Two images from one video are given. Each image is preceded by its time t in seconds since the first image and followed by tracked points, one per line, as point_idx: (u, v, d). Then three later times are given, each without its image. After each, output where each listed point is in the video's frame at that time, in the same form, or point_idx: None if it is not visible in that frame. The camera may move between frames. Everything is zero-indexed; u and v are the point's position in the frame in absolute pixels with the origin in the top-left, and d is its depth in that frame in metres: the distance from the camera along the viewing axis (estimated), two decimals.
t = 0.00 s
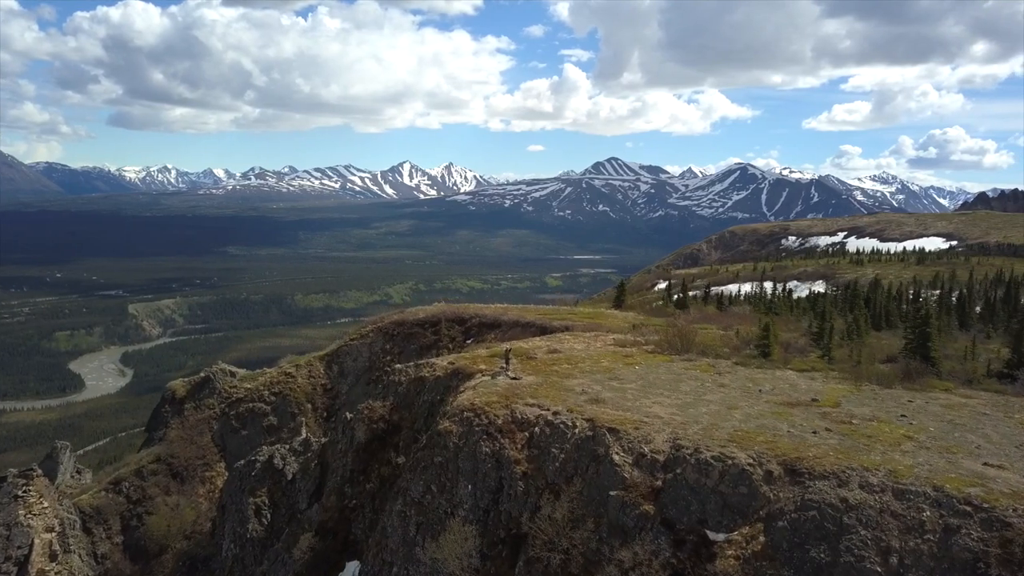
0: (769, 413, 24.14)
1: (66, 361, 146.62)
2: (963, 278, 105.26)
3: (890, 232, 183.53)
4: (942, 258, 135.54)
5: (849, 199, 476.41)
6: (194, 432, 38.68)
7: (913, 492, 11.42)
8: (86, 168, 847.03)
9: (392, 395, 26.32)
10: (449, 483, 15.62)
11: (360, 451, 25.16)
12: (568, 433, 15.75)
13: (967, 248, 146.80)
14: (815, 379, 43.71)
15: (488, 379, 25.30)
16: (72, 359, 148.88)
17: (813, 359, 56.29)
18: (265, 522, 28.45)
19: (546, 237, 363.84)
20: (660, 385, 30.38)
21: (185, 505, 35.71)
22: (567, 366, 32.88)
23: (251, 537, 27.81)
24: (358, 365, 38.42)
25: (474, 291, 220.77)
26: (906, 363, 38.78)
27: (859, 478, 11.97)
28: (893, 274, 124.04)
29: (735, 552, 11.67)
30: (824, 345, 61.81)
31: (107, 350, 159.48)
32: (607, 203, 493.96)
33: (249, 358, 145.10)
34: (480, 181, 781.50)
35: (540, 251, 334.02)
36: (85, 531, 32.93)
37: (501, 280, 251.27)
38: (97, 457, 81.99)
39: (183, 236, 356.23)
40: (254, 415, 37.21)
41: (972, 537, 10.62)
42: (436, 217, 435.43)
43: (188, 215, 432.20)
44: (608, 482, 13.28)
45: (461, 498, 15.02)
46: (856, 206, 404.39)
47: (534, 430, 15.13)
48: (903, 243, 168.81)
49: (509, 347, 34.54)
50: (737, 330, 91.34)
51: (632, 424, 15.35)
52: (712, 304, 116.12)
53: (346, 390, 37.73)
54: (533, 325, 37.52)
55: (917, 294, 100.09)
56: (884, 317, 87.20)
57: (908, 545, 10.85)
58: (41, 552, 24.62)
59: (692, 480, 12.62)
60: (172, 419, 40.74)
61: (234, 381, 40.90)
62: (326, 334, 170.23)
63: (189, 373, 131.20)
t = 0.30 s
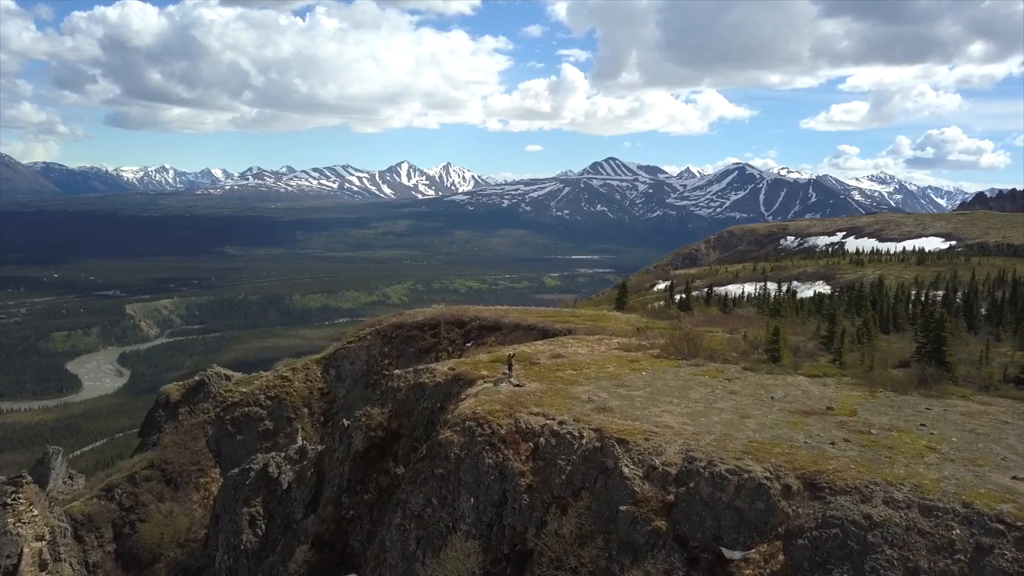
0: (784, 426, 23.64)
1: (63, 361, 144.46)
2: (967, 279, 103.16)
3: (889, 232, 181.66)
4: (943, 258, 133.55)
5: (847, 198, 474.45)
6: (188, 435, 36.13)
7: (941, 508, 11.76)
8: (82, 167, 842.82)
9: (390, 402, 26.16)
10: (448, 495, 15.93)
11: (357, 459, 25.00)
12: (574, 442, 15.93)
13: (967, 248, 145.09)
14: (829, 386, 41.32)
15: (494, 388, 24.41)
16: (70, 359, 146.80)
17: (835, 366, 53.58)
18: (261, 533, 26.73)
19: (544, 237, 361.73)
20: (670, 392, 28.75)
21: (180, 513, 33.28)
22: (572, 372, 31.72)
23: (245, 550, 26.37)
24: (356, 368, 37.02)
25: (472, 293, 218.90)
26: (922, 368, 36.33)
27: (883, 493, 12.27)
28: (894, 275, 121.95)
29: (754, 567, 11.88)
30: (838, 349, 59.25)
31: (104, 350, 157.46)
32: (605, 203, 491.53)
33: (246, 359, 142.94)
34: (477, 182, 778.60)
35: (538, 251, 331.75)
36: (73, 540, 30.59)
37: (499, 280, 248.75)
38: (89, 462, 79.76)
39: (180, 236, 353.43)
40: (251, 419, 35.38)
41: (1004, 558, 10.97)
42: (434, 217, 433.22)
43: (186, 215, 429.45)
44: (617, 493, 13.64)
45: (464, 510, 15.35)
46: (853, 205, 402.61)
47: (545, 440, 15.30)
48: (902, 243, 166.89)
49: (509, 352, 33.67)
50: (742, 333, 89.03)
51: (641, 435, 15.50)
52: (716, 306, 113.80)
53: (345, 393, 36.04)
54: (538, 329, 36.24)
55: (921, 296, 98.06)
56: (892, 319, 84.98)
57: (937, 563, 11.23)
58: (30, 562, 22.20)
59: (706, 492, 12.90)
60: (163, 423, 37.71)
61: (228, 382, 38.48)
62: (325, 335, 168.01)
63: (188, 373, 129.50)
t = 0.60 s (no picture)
0: (798, 434, 22.55)
1: (61, 361, 142.57)
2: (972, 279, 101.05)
3: (887, 232, 179.44)
4: (943, 258, 131.30)
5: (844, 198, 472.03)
6: (182, 440, 35.13)
7: (970, 526, 11.04)
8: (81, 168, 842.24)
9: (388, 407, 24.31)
10: (450, 509, 14.65)
11: (355, 468, 22.80)
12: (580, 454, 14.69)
13: (966, 248, 143.32)
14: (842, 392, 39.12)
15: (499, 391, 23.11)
16: (67, 360, 144.98)
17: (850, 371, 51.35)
18: (256, 545, 24.68)
19: (542, 237, 359.89)
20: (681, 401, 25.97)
21: (173, 520, 31.99)
22: (577, 377, 30.27)
23: (239, 561, 24.23)
24: (353, 372, 36.18)
25: (470, 293, 216.96)
26: (936, 374, 34.02)
27: (910, 510, 11.49)
28: (895, 275, 119.82)
29: None
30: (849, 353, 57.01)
31: (103, 350, 155.82)
32: (603, 203, 489.29)
33: (244, 359, 140.97)
34: (476, 182, 776.21)
35: (537, 251, 329.56)
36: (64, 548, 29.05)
37: (497, 280, 246.61)
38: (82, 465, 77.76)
39: (178, 236, 351.28)
40: (245, 423, 34.33)
41: None
42: (433, 217, 431.24)
43: (184, 215, 427.29)
44: (627, 508, 12.68)
45: (465, 524, 14.06)
46: (851, 205, 400.70)
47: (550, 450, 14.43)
48: (902, 243, 164.96)
49: (510, 357, 32.44)
50: (747, 337, 86.60)
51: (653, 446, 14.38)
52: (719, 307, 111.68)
53: (342, 398, 35.25)
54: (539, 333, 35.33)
55: (925, 297, 96.04)
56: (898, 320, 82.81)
57: None
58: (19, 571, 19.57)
59: (723, 508, 12.04)
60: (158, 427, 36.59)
61: (223, 386, 37.51)
62: (323, 335, 166.11)
63: (187, 374, 127.88)
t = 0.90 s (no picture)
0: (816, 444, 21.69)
1: (57, 362, 140.43)
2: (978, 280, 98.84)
3: (886, 231, 177.47)
4: (944, 259, 128.95)
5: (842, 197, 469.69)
6: (175, 446, 35.39)
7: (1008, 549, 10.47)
8: (77, 167, 838.56)
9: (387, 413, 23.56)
10: (453, 524, 14.17)
11: (352, 478, 22.20)
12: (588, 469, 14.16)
13: (965, 248, 141.55)
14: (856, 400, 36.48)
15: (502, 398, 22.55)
16: (64, 360, 142.90)
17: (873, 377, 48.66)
18: (249, 557, 24.45)
19: (540, 237, 357.71)
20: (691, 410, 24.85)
21: (166, 529, 32.45)
22: (582, 383, 29.06)
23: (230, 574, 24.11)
24: (351, 376, 35.51)
25: (468, 294, 214.89)
26: (953, 379, 31.36)
27: (942, 530, 10.91)
28: (898, 275, 117.56)
29: None
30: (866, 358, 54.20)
31: (100, 351, 153.99)
32: (601, 203, 486.81)
33: (241, 360, 138.82)
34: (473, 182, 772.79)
35: (535, 251, 327.17)
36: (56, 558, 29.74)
37: (495, 280, 244.32)
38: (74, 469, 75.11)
39: (175, 236, 348.44)
40: (240, 429, 34.52)
41: None
42: (431, 217, 428.87)
43: (181, 215, 424.51)
44: (640, 525, 12.21)
45: (469, 542, 13.66)
46: (849, 205, 398.47)
47: (556, 463, 13.96)
48: (901, 244, 162.95)
49: (513, 362, 31.41)
50: (755, 340, 83.85)
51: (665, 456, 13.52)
52: (723, 310, 109.11)
53: (340, 402, 34.70)
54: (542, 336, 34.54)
55: (931, 299, 93.74)
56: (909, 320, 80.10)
57: None
58: None
59: (737, 525, 11.59)
60: (151, 433, 36.62)
61: (218, 390, 37.56)
62: (321, 335, 164.18)
63: (184, 374, 126.13)
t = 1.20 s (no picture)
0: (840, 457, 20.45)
1: (55, 362, 138.73)
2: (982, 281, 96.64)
3: (886, 231, 175.50)
4: (946, 259, 126.41)
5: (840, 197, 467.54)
6: (168, 453, 33.13)
7: None
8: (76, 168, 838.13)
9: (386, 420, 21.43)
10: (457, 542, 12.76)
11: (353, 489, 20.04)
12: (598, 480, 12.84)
13: (965, 248, 139.40)
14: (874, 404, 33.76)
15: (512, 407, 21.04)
16: (61, 360, 141.19)
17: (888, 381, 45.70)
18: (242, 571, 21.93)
19: (538, 237, 355.33)
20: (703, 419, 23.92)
21: (158, 538, 29.99)
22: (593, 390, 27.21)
23: None
24: (349, 379, 33.80)
25: (466, 295, 213.06)
26: (971, 386, 28.38)
27: (978, 551, 9.79)
28: (899, 276, 115.35)
29: None
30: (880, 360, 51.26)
31: (98, 351, 152.38)
32: (599, 203, 484.41)
33: (238, 360, 137.15)
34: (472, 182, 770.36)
35: (533, 251, 324.93)
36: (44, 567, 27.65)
37: (494, 280, 242.08)
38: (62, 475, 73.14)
39: (173, 236, 346.50)
40: (235, 433, 32.33)
41: None
42: (429, 216, 426.89)
43: (179, 215, 422.49)
44: (650, 543, 11.03)
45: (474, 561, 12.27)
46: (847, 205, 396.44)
47: (563, 475, 12.71)
48: (901, 244, 160.92)
49: (515, 366, 30.12)
50: (764, 344, 81.12)
51: (676, 467, 12.40)
52: (728, 311, 106.42)
53: (336, 406, 32.92)
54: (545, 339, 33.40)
55: (938, 300, 91.03)
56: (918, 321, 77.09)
57: None
58: None
59: (754, 544, 10.42)
60: (145, 438, 34.35)
61: (214, 394, 35.46)
62: (319, 336, 162.36)
63: (181, 375, 124.44)
